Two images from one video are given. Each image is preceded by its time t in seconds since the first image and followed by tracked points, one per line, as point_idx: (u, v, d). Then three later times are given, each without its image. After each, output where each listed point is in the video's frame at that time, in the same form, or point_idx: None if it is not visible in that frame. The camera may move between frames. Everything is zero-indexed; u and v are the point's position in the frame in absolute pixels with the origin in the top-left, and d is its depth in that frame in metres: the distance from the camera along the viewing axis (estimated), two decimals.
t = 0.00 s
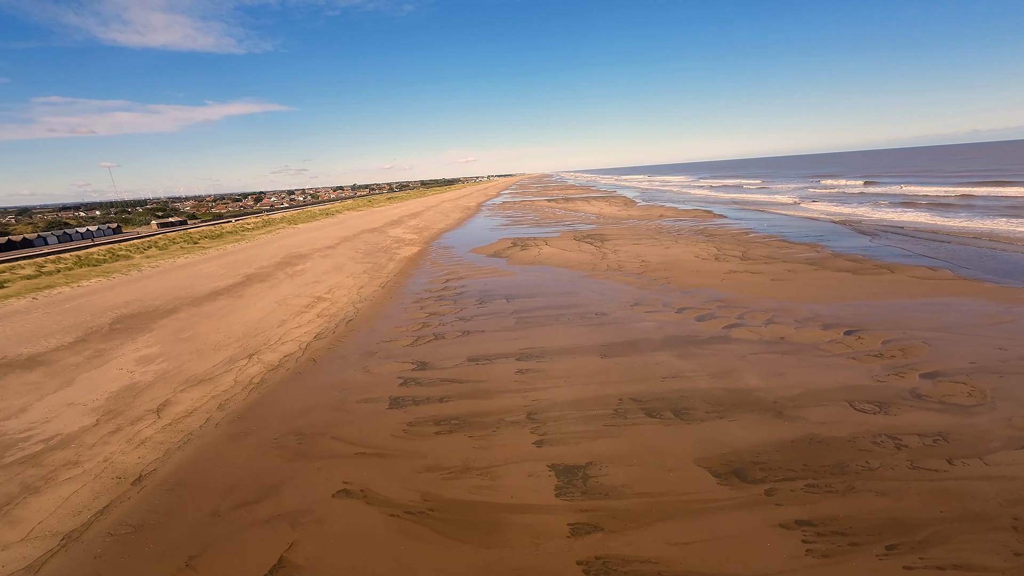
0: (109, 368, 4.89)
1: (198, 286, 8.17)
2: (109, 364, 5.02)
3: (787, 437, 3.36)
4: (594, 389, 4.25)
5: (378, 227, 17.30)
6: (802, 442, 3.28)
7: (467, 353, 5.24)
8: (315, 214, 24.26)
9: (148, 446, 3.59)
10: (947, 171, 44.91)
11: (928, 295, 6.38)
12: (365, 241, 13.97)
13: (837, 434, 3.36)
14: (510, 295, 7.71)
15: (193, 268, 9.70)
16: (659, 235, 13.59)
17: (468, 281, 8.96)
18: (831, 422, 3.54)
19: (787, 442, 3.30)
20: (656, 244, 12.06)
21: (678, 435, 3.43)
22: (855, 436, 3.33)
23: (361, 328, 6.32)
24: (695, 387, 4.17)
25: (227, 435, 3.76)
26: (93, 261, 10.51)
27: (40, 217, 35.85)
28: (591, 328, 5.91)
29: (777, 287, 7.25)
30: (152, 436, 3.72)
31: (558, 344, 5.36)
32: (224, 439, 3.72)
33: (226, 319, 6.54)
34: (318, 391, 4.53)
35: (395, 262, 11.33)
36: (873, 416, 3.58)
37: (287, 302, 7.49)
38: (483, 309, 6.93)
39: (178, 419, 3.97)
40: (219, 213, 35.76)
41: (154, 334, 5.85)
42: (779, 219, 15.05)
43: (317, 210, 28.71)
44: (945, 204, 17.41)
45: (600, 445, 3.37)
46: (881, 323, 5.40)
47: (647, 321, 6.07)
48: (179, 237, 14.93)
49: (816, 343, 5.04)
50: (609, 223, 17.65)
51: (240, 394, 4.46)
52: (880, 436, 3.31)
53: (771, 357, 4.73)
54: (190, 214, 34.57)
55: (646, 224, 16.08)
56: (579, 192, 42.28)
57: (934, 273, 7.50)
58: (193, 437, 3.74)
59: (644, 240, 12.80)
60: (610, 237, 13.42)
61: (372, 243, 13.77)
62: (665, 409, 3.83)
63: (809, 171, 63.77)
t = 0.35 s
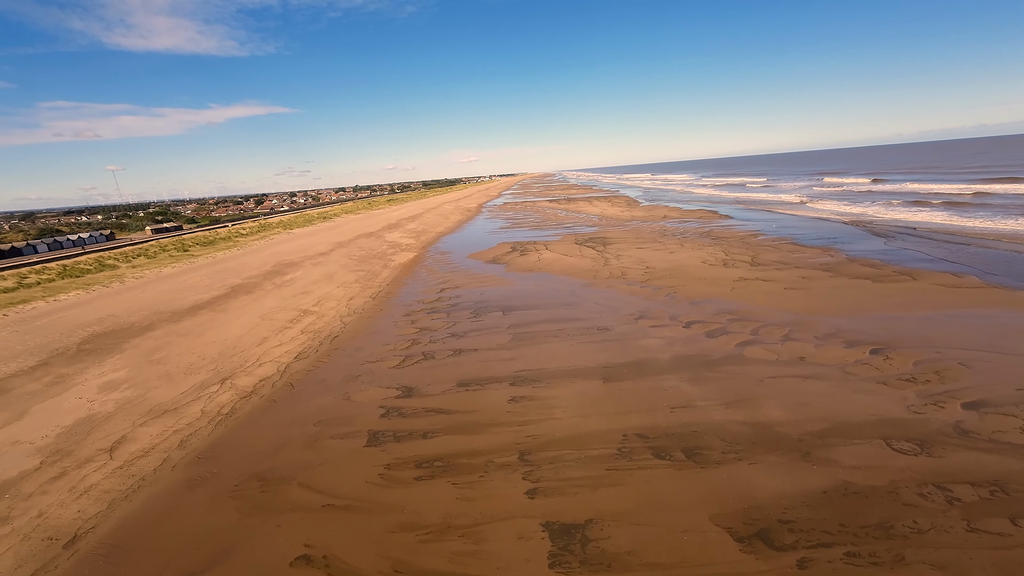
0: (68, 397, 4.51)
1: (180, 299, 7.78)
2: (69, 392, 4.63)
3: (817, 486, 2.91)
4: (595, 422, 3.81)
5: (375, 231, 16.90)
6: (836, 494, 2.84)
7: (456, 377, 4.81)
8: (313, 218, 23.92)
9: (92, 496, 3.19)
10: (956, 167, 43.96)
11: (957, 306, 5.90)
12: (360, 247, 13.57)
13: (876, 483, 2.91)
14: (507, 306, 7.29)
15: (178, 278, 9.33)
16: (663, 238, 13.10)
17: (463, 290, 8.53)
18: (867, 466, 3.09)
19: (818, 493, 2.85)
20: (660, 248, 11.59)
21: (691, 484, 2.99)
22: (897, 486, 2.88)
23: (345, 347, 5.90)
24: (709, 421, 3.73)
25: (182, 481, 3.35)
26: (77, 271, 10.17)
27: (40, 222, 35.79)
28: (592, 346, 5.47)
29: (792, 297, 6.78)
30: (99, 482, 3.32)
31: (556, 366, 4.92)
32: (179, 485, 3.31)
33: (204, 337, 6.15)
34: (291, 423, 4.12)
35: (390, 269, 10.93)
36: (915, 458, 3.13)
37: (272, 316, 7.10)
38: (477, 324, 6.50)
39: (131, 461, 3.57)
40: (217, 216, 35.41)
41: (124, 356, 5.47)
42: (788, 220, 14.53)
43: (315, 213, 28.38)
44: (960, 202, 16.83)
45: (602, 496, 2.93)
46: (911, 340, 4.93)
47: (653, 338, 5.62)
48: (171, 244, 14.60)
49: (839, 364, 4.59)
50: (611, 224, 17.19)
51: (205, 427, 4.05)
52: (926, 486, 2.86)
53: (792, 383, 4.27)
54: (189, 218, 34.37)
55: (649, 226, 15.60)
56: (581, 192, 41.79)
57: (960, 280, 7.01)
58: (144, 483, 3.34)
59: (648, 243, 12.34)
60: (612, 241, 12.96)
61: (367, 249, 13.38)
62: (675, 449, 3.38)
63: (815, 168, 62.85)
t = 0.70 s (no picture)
0: (12, 431, 4.09)
1: (154, 313, 7.35)
2: (13, 425, 4.20)
3: (854, 556, 2.48)
4: (594, 465, 3.37)
5: (368, 235, 16.45)
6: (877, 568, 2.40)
7: (441, 406, 4.38)
8: (307, 220, 23.49)
9: (10, 562, 2.76)
10: (959, 165, 43.47)
11: (985, 322, 5.46)
12: (352, 252, 13.13)
13: (923, 552, 2.47)
14: (500, 320, 6.85)
15: (157, 289, 8.90)
16: (665, 243, 12.66)
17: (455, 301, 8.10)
18: (909, 527, 2.65)
19: (856, 566, 2.41)
20: (662, 253, 11.16)
21: (705, 552, 2.55)
22: (949, 556, 2.44)
23: (324, 368, 5.46)
24: (722, 463, 3.29)
25: (118, 541, 2.92)
26: (53, 280, 9.73)
27: (32, 225, 35.39)
28: (591, 368, 5.03)
29: (805, 310, 6.34)
30: (22, 544, 2.89)
31: (551, 394, 4.48)
32: (113, 548, 2.87)
33: (173, 357, 5.72)
34: (253, 464, 3.67)
35: (381, 277, 10.51)
36: (965, 517, 2.69)
37: (250, 331, 6.68)
38: (467, 341, 6.06)
39: (64, 514, 3.14)
40: (212, 219, 34.96)
41: (82, 381, 5.04)
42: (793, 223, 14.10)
43: (310, 215, 27.96)
44: (970, 203, 16.37)
45: (601, 568, 2.50)
46: (940, 363, 4.51)
47: (657, 358, 5.18)
48: (157, 249, 14.17)
49: (864, 393, 4.15)
50: (611, 227, 16.75)
51: (156, 470, 3.62)
52: (984, 556, 2.42)
53: (813, 416, 3.83)
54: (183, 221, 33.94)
55: (651, 229, 15.16)
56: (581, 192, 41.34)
57: (985, 291, 6.57)
58: (74, 544, 2.90)
59: (649, 248, 11.91)
60: (612, 245, 12.51)
61: (359, 254, 12.96)
62: (685, 503, 2.93)
63: (816, 167, 62.37)
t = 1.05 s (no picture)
0: None
1: (129, 330, 6.94)
2: None
3: None
4: (594, 524, 2.92)
5: (363, 240, 16.02)
6: None
7: (425, 444, 3.94)
8: (303, 223, 23.10)
9: None
10: (965, 163, 42.84)
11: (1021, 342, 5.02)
12: (345, 259, 12.70)
13: None
14: (495, 337, 6.42)
15: (136, 301, 8.48)
16: (670, 248, 12.19)
17: (448, 314, 7.67)
18: None
19: None
20: (666, 259, 10.70)
21: None
22: None
23: (301, 395, 5.03)
24: (742, 523, 2.84)
25: None
26: (31, 292, 9.34)
27: (27, 228, 35.06)
28: (591, 396, 4.59)
29: (822, 326, 5.90)
30: None
31: (547, 429, 4.04)
32: None
33: (140, 382, 5.31)
34: (207, 519, 3.23)
35: (373, 286, 10.08)
36: None
37: (228, 350, 6.25)
38: (458, 362, 5.63)
39: None
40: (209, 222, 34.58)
41: (35, 412, 4.62)
42: (801, 226, 13.62)
43: (307, 217, 27.56)
44: (984, 204, 15.85)
45: None
46: (979, 394, 4.07)
47: (664, 384, 4.73)
48: (145, 256, 13.77)
49: (898, 429, 3.70)
50: (613, 230, 16.31)
51: (97, 526, 3.18)
52: None
53: (843, 459, 3.39)
54: (179, 224, 33.63)
55: (653, 233, 14.70)
56: (582, 193, 40.88)
57: (1016, 305, 6.12)
58: None
59: (652, 254, 11.46)
60: (614, 251, 12.06)
61: (352, 261, 12.54)
62: None
63: (820, 165, 61.69)
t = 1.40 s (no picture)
0: None
1: (107, 349, 6.58)
2: None
3: None
4: None
5: (362, 245, 15.64)
6: None
7: (409, 492, 3.51)
8: (303, 228, 22.80)
9: None
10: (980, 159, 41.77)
11: None
12: (341, 267, 12.31)
13: None
14: (492, 357, 5.98)
15: (120, 316, 8.13)
16: (678, 252, 11.70)
17: (445, 329, 7.25)
18: None
19: None
20: (674, 265, 10.22)
21: None
22: None
23: (280, 427, 4.61)
24: None
25: None
26: (14, 305, 9.02)
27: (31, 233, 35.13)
28: (596, 431, 4.13)
29: (848, 346, 5.40)
30: None
31: (547, 473, 3.59)
32: None
33: (109, 411, 4.92)
34: None
35: (368, 297, 9.69)
36: None
37: (208, 373, 5.88)
38: (452, 387, 5.20)
39: None
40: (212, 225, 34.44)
41: None
42: (814, 227, 13.11)
43: (307, 221, 27.27)
44: (1007, 202, 15.18)
45: None
46: None
47: (677, 416, 4.26)
48: (139, 264, 13.48)
49: (951, 478, 3.21)
50: (618, 233, 15.82)
51: None
52: None
53: (891, 519, 2.91)
54: (181, 229, 33.51)
55: (660, 236, 14.19)
56: (586, 193, 40.32)
57: None
58: None
59: (660, 259, 10.98)
60: (619, 257, 11.58)
61: (348, 268, 12.17)
62: None
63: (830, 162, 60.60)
